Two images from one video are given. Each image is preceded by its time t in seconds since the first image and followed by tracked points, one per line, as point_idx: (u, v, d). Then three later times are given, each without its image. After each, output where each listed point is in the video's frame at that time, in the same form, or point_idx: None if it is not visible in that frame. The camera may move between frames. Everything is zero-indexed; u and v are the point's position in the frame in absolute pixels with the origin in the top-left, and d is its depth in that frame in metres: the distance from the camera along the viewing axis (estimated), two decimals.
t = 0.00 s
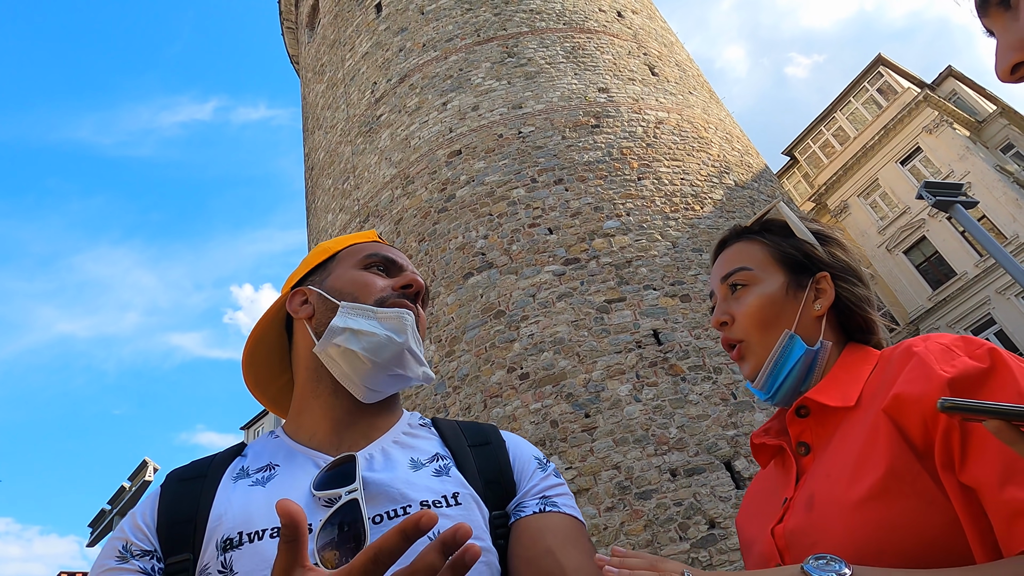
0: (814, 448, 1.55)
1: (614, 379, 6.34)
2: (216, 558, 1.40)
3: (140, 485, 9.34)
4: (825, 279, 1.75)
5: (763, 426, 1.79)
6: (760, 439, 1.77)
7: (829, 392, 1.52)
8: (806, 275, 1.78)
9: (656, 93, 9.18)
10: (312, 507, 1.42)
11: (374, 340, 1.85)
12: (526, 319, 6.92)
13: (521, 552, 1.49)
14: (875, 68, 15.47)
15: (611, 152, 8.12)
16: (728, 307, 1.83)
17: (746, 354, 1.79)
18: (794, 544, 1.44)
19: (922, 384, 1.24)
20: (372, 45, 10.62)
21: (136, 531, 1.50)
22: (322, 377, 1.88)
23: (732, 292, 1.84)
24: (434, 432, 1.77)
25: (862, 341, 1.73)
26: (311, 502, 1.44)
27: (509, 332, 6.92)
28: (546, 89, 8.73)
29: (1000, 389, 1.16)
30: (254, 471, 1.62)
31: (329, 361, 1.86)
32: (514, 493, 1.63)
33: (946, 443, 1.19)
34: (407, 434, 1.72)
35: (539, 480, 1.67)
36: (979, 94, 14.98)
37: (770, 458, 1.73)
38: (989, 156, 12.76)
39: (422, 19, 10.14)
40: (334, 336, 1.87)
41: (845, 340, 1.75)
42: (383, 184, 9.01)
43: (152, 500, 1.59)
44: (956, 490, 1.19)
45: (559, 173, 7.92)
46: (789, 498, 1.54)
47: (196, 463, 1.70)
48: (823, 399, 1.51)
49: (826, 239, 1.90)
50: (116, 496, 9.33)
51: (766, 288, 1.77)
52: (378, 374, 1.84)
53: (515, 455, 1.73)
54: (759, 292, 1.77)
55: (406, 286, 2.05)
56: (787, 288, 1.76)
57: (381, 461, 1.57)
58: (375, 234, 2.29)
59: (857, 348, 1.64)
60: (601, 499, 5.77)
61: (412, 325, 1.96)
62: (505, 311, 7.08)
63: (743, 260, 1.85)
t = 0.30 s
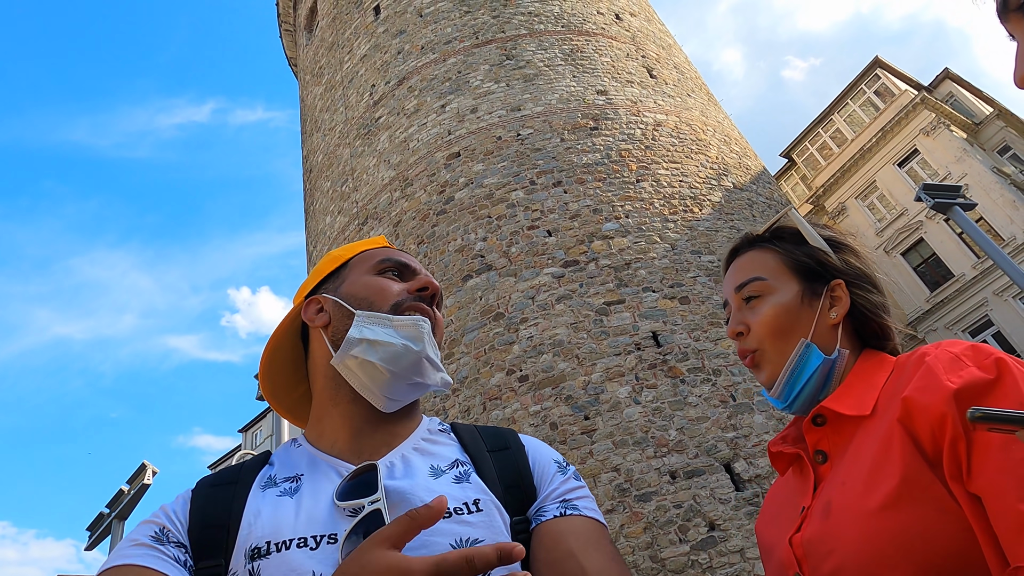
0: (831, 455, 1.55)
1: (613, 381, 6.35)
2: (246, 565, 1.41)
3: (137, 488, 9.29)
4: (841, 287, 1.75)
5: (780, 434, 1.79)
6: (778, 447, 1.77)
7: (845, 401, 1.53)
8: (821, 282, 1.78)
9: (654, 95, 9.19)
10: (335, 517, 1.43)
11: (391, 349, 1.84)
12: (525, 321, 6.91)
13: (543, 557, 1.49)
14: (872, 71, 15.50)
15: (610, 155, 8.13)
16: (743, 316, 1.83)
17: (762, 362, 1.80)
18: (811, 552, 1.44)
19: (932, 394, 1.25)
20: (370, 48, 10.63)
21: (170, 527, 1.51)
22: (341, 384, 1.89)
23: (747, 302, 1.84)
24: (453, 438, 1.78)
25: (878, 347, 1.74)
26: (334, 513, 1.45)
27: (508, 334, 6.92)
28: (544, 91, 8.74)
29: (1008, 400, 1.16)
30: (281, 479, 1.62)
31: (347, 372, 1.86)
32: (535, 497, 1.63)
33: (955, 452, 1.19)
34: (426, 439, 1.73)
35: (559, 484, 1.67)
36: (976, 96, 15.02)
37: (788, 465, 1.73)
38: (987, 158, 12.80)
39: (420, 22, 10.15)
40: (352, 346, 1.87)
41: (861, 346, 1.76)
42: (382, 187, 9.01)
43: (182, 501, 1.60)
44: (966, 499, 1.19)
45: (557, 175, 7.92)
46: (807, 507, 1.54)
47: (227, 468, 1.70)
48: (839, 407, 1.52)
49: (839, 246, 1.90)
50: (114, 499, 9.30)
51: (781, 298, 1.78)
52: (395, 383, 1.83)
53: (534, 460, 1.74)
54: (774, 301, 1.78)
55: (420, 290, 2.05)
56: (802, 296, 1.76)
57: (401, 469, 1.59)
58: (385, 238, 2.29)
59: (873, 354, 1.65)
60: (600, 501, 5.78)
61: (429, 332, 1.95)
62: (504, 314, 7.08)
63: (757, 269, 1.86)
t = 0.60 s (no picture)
0: (852, 467, 1.53)
1: (613, 385, 6.32)
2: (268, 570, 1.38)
3: (135, 490, 9.25)
4: (859, 295, 1.73)
5: (796, 443, 1.77)
6: (794, 457, 1.75)
7: (867, 412, 1.51)
8: (839, 291, 1.76)
9: (654, 98, 9.18)
10: (355, 526, 1.45)
11: (411, 374, 1.78)
12: (525, 325, 6.89)
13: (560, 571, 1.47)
14: (872, 75, 15.51)
15: (610, 158, 8.11)
16: (760, 326, 1.80)
17: (782, 373, 1.77)
18: (832, 566, 1.42)
19: (961, 409, 1.23)
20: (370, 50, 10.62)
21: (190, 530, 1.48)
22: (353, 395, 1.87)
23: (764, 312, 1.81)
24: (468, 450, 1.77)
25: (897, 355, 1.72)
26: (353, 524, 1.46)
27: (508, 337, 6.89)
28: (545, 94, 8.73)
29: None
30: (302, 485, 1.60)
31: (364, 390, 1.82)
32: (551, 510, 1.61)
33: (983, 467, 1.17)
34: (441, 452, 1.74)
35: (575, 497, 1.65)
36: (976, 100, 15.02)
37: (805, 476, 1.71)
38: (986, 162, 12.80)
39: (420, 25, 10.14)
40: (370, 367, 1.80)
41: (880, 355, 1.74)
42: (382, 189, 8.99)
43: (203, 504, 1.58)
44: (994, 516, 1.16)
45: (558, 178, 7.91)
46: (826, 519, 1.52)
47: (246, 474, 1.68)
48: (862, 419, 1.50)
49: (854, 252, 1.88)
50: (112, 501, 9.28)
51: (801, 308, 1.75)
52: (414, 407, 1.79)
53: (550, 473, 1.72)
54: (794, 311, 1.76)
55: (441, 311, 1.96)
56: (821, 306, 1.74)
57: (418, 481, 1.59)
58: (408, 240, 2.21)
59: (894, 364, 1.64)
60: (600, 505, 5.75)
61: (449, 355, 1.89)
62: (503, 317, 7.05)
63: (773, 278, 1.83)
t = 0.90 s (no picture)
0: (834, 457, 1.54)
1: (612, 387, 6.33)
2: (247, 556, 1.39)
3: (135, 490, 9.23)
4: (843, 287, 1.75)
5: (779, 435, 1.78)
6: (777, 448, 1.75)
7: (850, 402, 1.52)
8: (824, 282, 1.77)
9: (656, 101, 9.20)
10: (335, 514, 1.48)
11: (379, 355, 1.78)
12: (525, 326, 6.90)
13: (541, 559, 1.48)
14: (873, 79, 15.52)
15: (611, 160, 8.13)
16: (745, 318, 1.81)
17: (765, 364, 1.78)
18: (811, 555, 1.42)
19: (942, 397, 1.24)
20: (372, 52, 10.64)
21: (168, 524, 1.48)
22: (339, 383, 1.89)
23: (749, 303, 1.82)
24: (454, 439, 1.78)
25: (881, 347, 1.73)
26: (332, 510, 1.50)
27: (507, 339, 6.90)
28: (546, 97, 8.74)
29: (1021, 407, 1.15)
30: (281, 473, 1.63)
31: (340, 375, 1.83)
32: (535, 500, 1.62)
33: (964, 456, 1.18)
34: (426, 441, 1.75)
35: (559, 487, 1.65)
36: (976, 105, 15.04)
37: (786, 467, 1.71)
38: (987, 167, 12.80)
39: (422, 27, 10.17)
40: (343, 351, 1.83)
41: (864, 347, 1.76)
42: (383, 190, 9.01)
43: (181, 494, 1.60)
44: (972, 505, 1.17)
45: (558, 180, 7.92)
46: (807, 509, 1.53)
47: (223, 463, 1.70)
48: (845, 409, 1.51)
49: (839, 244, 1.89)
50: (112, 500, 9.28)
51: (785, 299, 1.76)
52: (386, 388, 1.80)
53: (534, 463, 1.73)
54: (779, 303, 1.76)
55: (413, 295, 1.96)
56: (805, 297, 1.75)
57: (401, 469, 1.59)
58: (387, 231, 2.23)
59: (876, 356, 1.65)
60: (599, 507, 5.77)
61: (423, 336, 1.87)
62: (503, 319, 7.06)
63: (758, 270, 1.84)
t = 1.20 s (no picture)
0: (849, 456, 1.53)
1: (614, 389, 6.33)
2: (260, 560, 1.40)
3: (136, 488, 9.24)
4: (860, 286, 1.75)
5: (792, 433, 1.78)
6: (790, 447, 1.75)
7: (866, 402, 1.52)
8: (842, 281, 1.77)
9: (660, 103, 9.20)
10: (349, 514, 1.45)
11: (344, 368, 1.75)
12: (527, 327, 6.90)
13: (554, 557, 1.49)
14: (877, 82, 15.51)
15: (614, 162, 8.13)
16: (761, 314, 1.81)
17: (777, 360, 1.79)
18: (827, 554, 1.42)
19: (962, 397, 1.23)
20: (377, 52, 10.65)
21: (181, 529, 1.49)
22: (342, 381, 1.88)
23: (766, 300, 1.82)
24: (466, 437, 1.78)
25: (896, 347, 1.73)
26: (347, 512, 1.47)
27: (509, 340, 6.90)
28: (550, 98, 8.75)
29: None
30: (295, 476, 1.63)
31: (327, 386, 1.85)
32: (547, 498, 1.62)
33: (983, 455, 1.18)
34: (439, 440, 1.74)
35: (571, 484, 1.65)
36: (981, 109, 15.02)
37: (800, 465, 1.71)
38: (991, 172, 12.79)
39: (427, 27, 10.18)
40: (317, 365, 1.82)
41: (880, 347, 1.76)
42: (386, 190, 9.02)
43: (193, 499, 1.59)
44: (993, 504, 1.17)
45: (562, 182, 7.93)
46: (822, 507, 1.53)
47: (237, 464, 1.71)
48: (861, 408, 1.51)
49: (856, 243, 1.89)
50: (112, 497, 9.29)
51: (802, 297, 1.76)
52: (361, 397, 1.76)
53: (547, 461, 1.73)
54: (796, 300, 1.76)
55: (383, 294, 1.86)
56: (823, 295, 1.75)
57: (414, 470, 1.60)
58: (375, 219, 2.13)
59: (893, 355, 1.65)
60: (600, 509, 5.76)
61: (396, 340, 1.78)
62: (505, 320, 7.07)
63: (775, 267, 1.84)
